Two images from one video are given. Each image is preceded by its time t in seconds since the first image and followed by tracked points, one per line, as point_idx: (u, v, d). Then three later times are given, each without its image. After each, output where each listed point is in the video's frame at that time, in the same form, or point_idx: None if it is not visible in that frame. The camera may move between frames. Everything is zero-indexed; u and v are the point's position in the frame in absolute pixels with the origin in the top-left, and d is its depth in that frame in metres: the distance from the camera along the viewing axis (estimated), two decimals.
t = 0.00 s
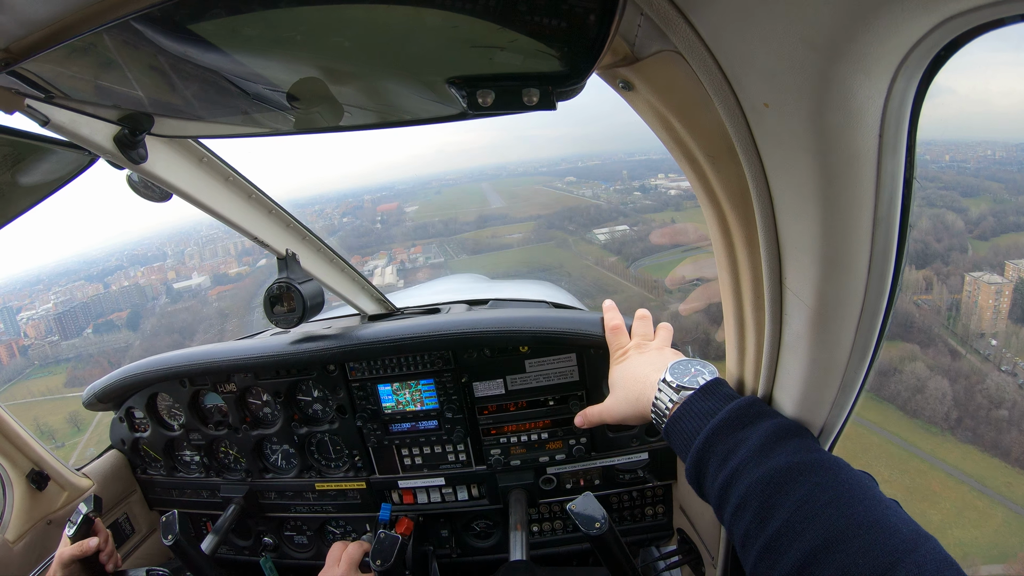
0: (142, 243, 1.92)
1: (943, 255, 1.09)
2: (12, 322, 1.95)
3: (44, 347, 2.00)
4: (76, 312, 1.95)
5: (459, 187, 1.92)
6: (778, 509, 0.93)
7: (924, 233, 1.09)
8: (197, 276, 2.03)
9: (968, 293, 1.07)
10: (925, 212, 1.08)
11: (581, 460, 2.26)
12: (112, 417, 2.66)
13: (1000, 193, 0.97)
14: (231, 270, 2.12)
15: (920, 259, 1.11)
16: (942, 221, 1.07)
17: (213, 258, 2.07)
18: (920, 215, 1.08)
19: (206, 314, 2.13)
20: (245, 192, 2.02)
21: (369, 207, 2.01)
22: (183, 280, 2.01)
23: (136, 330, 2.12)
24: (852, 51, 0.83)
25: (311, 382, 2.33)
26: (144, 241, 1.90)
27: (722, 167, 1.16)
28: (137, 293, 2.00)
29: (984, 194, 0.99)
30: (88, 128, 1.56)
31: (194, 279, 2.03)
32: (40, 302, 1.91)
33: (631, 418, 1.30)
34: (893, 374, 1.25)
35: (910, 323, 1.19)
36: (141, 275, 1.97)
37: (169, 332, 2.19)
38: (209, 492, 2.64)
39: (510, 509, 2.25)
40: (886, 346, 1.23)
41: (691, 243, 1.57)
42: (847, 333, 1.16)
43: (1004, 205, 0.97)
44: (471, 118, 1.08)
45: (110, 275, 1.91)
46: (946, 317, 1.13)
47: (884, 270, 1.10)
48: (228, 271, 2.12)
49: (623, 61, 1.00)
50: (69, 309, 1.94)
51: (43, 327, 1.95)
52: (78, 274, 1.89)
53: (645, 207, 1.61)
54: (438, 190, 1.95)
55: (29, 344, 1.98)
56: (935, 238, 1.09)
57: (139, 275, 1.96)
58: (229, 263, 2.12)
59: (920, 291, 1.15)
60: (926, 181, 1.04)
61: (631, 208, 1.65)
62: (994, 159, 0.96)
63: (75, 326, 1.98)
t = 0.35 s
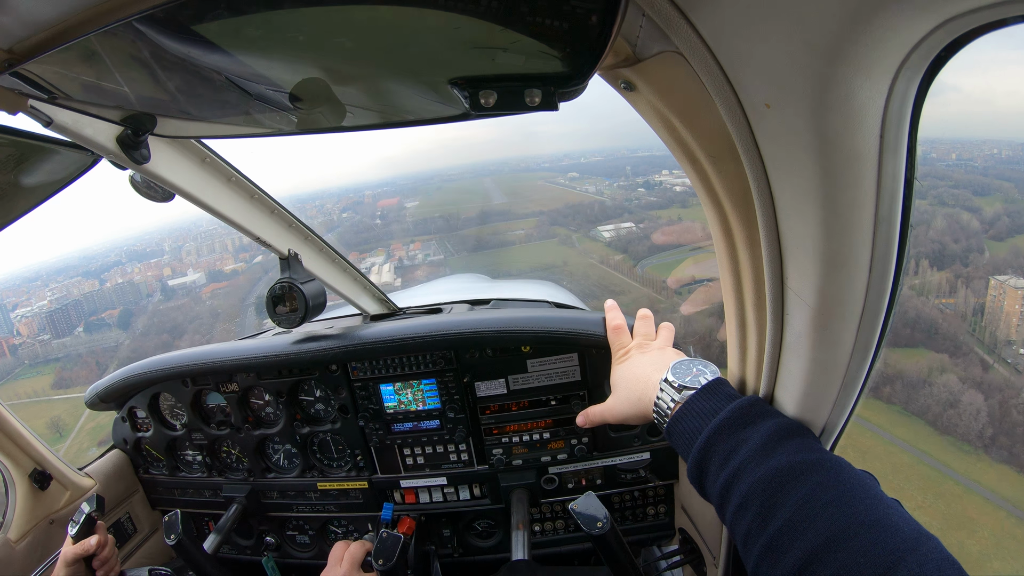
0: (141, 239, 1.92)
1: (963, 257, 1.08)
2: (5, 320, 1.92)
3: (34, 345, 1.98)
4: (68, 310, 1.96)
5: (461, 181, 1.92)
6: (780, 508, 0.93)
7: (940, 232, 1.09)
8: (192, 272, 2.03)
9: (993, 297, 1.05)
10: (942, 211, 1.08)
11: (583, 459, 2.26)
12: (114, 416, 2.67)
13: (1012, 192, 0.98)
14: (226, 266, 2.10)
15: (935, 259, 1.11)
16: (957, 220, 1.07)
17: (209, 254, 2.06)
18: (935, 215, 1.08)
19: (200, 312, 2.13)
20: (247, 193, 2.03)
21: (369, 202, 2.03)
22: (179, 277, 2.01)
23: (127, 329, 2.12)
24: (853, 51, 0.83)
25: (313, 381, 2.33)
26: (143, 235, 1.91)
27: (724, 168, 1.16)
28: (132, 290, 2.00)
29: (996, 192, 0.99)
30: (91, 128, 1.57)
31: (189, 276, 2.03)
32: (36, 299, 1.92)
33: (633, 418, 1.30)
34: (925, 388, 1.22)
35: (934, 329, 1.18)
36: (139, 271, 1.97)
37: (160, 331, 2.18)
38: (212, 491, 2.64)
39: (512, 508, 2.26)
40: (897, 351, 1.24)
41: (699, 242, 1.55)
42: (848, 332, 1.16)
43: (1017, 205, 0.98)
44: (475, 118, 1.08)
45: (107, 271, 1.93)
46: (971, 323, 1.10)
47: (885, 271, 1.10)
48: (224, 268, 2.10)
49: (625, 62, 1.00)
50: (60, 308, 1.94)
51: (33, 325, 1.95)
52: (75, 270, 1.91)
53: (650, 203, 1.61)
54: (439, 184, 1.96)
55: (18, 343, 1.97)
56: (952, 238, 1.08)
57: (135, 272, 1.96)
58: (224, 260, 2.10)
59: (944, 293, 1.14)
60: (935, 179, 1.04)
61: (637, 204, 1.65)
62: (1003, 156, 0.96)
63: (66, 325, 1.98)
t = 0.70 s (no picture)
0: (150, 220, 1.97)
1: (993, 257, 1.04)
2: (9, 303, 1.89)
3: (36, 330, 1.96)
4: (70, 294, 1.93)
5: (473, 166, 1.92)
6: (798, 502, 0.92)
7: (967, 230, 1.06)
8: (196, 255, 2.04)
9: None
10: (970, 208, 1.04)
11: (594, 448, 2.26)
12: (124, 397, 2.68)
13: None
14: (230, 250, 2.08)
15: (965, 258, 1.08)
16: (984, 219, 1.04)
17: (214, 237, 2.06)
18: (961, 212, 1.05)
19: (200, 298, 2.12)
20: (263, 174, 2.05)
21: (379, 184, 2.03)
22: (183, 260, 2.04)
23: (128, 314, 2.11)
24: (892, 37, 0.81)
25: (325, 365, 2.33)
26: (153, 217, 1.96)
27: (751, 154, 1.14)
28: (134, 274, 2.02)
29: (1019, 189, 0.97)
30: (106, 105, 1.57)
31: (194, 259, 2.04)
32: (42, 281, 1.89)
33: (647, 407, 1.29)
34: (966, 403, 1.16)
35: (970, 335, 1.13)
36: (145, 254, 2.01)
37: (156, 317, 2.16)
38: (221, 474, 2.66)
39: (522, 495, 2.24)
40: (926, 356, 1.21)
41: (718, 233, 1.53)
42: (872, 325, 1.15)
43: None
44: (499, 98, 1.06)
45: (113, 254, 1.94)
46: (1008, 330, 1.06)
47: (913, 264, 1.08)
48: (227, 252, 2.08)
49: (655, 44, 0.99)
50: (55, 295, 1.91)
51: (34, 310, 1.93)
52: (82, 252, 1.90)
53: (665, 190, 1.58)
54: (450, 168, 1.95)
55: (18, 327, 1.95)
56: (981, 237, 1.05)
57: (140, 255, 2.00)
58: (228, 244, 2.09)
59: (979, 295, 1.09)
60: (959, 174, 1.01)
61: (650, 191, 1.63)
62: None
63: (68, 309, 1.95)
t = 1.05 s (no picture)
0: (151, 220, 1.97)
1: (1017, 263, 1.01)
2: (6, 305, 1.89)
3: (27, 333, 1.96)
4: (64, 295, 1.92)
5: (476, 167, 1.92)
6: (802, 504, 0.92)
7: (988, 234, 1.03)
8: (194, 257, 2.06)
9: None
10: (986, 211, 1.02)
11: (599, 450, 2.26)
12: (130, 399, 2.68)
13: None
14: (228, 251, 2.10)
15: (990, 264, 1.05)
16: (1002, 223, 1.01)
17: (213, 238, 2.08)
18: (978, 215, 1.03)
19: (193, 301, 2.15)
20: (268, 176, 2.05)
21: (382, 185, 2.04)
22: (180, 261, 2.05)
23: (119, 317, 2.12)
24: (897, 39, 0.81)
25: (330, 366, 2.33)
26: (155, 217, 1.97)
27: (757, 157, 1.14)
28: (131, 275, 2.03)
29: None
30: (112, 107, 1.62)
31: (191, 261, 2.06)
32: (42, 282, 1.88)
33: (653, 408, 1.28)
34: (1007, 427, 1.12)
35: (991, 343, 1.08)
36: (144, 255, 2.02)
37: (149, 320, 2.19)
38: (226, 475, 2.66)
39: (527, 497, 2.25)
40: (961, 373, 1.16)
41: (724, 235, 1.52)
42: (878, 327, 1.14)
43: None
44: (505, 100, 1.06)
45: (110, 254, 1.95)
46: None
47: (918, 266, 1.08)
48: (226, 254, 2.11)
49: (661, 46, 0.99)
50: (49, 296, 1.91)
51: (27, 311, 1.91)
52: (83, 252, 1.90)
53: (672, 191, 1.59)
54: (453, 169, 1.95)
55: (10, 330, 1.94)
56: (1002, 242, 1.02)
57: (139, 256, 2.01)
58: (226, 245, 2.10)
59: (1007, 304, 1.04)
60: (968, 177, 1.01)
61: (658, 193, 1.63)
62: None
63: (61, 311, 1.95)
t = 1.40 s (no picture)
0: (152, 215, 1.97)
1: None
2: None
3: (14, 329, 1.96)
4: (55, 291, 1.92)
5: (479, 163, 1.92)
6: (804, 502, 0.92)
7: (1005, 238, 1.03)
8: (188, 253, 2.05)
9: None
10: (1001, 215, 1.02)
11: (601, 447, 2.25)
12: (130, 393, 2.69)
13: None
14: (222, 248, 2.08)
15: (1012, 270, 1.03)
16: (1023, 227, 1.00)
17: (208, 233, 2.08)
18: (995, 219, 1.03)
19: (182, 298, 2.16)
20: (270, 170, 2.04)
21: (381, 180, 2.02)
22: (174, 257, 2.03)
23: (107, 314, 2.11)
24: (905, 33, 0.80)
25: (331, 362, 2.33)
26: (155, 211, 1.96)
27: (762, 152, 1.14)
28: (123, 271, 1.99)
29: None
30: (114, 101, 1.57)
31: (185, 257, 2.05)
32: (37, 276, 1.89)
33: (655, 405, 1.28)
34: None
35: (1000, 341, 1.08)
36: (140, 250, 1.98)
37: (135, 320, 2.19)
38: (225, 471, 2.66)
39: (527, 494, 2.25)
40: (992, 391, 1.13)
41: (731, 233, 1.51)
42: (881, 325, 1.14)
43: None
44: (508, 94, 1.05)
45: (107, 249, 1.93)
46: None
47: (923, 263, 1.07)
48: (220, 249, 2.09)
49: (667, 40, 0.98)
50: (42, 292, 1.90)
51: (17, 307, 1.90)
52: (81, 247, 1.91)
53: (678, 190, 1.57)
54: (456, 164, 1.95)
55: None
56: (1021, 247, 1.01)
57: (135, 251, 1.97)
58: (222, 241, 2.09)
59: None
60: (980, 179, 1.00)
61: (663, 190, 1.61)
62: None
63: (50, 308, 1.93)
